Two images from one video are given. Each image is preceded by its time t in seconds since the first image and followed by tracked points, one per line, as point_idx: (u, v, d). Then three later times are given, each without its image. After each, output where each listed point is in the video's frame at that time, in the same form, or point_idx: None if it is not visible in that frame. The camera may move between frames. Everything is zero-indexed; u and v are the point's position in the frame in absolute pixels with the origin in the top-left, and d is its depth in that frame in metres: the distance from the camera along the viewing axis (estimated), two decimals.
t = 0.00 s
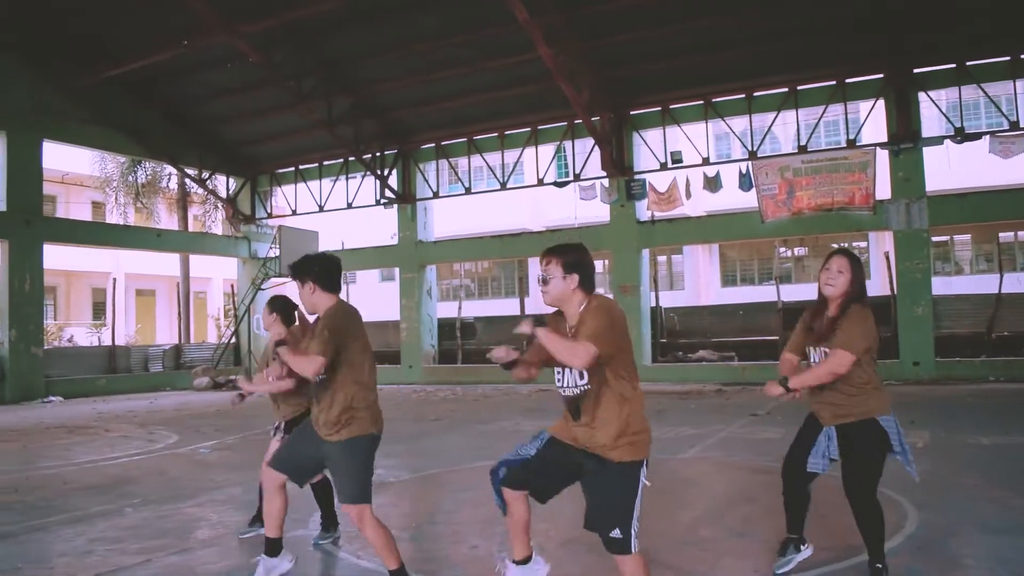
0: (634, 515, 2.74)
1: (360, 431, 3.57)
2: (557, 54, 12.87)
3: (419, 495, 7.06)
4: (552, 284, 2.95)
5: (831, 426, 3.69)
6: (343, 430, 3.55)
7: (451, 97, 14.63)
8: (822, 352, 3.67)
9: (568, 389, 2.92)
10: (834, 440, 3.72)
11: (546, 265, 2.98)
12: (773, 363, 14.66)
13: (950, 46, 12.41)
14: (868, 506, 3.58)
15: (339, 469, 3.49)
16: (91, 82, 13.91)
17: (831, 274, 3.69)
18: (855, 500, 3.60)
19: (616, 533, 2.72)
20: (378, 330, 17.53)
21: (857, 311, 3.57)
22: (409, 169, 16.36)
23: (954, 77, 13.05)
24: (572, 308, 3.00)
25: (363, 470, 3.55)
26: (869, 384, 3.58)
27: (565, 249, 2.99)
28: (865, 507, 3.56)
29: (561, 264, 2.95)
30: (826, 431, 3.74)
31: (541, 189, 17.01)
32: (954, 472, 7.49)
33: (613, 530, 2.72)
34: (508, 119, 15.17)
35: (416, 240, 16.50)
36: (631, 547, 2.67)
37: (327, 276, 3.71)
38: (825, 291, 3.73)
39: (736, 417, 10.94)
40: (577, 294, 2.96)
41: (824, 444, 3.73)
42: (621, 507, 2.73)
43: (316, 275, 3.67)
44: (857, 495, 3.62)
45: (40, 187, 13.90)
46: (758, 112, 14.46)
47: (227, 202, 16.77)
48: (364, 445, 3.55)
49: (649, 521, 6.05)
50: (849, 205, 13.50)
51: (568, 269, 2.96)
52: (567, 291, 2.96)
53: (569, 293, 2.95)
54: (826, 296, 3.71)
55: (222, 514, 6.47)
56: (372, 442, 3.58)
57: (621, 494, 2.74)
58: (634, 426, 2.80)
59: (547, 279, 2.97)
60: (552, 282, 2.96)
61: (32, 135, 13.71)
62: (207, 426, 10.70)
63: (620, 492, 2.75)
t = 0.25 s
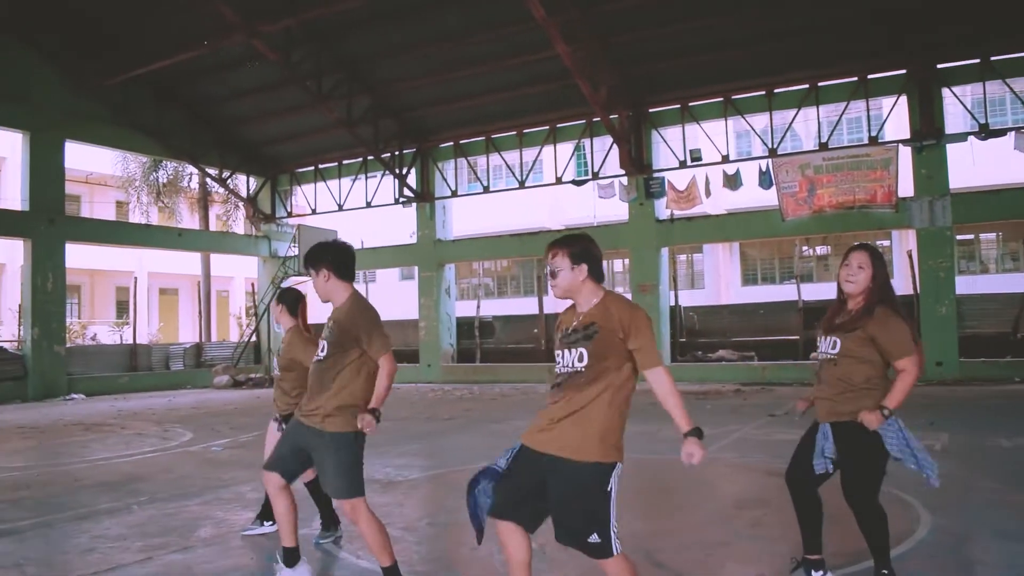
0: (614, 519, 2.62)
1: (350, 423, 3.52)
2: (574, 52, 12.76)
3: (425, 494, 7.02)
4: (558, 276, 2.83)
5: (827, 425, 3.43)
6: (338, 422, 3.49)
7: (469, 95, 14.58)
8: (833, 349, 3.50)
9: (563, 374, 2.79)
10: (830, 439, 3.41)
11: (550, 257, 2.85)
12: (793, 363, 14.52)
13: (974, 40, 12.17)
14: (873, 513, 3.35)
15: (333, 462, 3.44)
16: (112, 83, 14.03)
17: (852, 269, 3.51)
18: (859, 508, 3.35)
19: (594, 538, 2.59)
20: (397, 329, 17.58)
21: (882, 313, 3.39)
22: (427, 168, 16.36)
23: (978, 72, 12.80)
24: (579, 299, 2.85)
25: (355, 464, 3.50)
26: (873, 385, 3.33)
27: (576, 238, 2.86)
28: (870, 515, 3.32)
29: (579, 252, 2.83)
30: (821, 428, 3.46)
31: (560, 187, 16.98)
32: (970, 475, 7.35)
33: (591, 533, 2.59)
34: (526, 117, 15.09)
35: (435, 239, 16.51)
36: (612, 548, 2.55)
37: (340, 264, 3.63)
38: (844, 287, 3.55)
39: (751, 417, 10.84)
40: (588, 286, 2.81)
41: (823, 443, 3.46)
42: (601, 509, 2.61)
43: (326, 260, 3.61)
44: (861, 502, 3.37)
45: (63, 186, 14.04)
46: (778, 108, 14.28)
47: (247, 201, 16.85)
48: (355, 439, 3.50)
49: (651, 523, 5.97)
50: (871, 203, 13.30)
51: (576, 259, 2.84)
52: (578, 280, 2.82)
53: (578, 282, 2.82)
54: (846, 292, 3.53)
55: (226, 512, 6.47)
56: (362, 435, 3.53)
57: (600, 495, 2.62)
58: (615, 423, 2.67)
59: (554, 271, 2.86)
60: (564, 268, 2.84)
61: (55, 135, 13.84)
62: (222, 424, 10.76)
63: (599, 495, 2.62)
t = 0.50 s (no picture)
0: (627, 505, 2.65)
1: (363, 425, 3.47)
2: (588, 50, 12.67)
3: (430, 495, 6.98)
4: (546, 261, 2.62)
5: (839, 425, 3.35)
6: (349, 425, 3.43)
7: (485, 95, 14.53)
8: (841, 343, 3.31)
9: (552, 373, 2.76)
10: (842, 440, 3.33)
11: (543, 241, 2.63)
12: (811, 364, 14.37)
13: (997, 36, 11.95)
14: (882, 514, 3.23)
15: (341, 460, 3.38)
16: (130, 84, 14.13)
17: (849, 261, 3.32)
18: (869, 507, 3.25)
19: (608, 522, 2.61)
20: (414, 328, 17.60)
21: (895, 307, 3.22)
22: (444, 167, 16.35)
23: (1002, 68, 12.57)
24: (556, 287, 2.70)
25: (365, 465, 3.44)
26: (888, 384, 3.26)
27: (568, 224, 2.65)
28: (878, 512, 3.21)
29: (558, 240, 2.62)
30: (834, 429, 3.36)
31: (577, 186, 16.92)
32: (985, 479, 7.21)
33: (607, 518, 2.60)
34: (542, 116, 15.02)
35: (451, 238, 16.50)
36: (626, 533, 2.56)
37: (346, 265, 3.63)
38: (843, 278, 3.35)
39: (764, 419, 10.72)
40: (569, 275, 2.66)
41: (830, 444, 3.40)
42: (615, 497, 2.63)
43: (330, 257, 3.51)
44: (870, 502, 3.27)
45: (82, 186, 14.15)
46: (797, 106, 14.11)
47: (265, 201, 16.93)
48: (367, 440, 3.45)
49: (655, 527, 5.89)
50: (890, 202, 13.07)
51: (566, 247, 2.63)
52: (559, 271, 2.65)
53: (557, 271, 2.64)
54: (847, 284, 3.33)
55: (230, 513, 6.47)
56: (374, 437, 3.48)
57: (615, 483, 2.64)
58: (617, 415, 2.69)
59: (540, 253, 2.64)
60: (545, 260, 2.63)
61: (74, 135, 13.95)
62: (235, 423, 10.80)
63: (613, 483, 2.64)
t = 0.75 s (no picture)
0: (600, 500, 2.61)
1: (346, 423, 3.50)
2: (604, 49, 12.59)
3: (436, 497, 6.95)
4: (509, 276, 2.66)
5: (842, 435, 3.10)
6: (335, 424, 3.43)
7: (501, 94, 14.49)
8: (845, 348, 3.08)
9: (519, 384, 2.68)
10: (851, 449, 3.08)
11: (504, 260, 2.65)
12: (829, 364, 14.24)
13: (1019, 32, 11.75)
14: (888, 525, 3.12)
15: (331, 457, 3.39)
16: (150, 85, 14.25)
17: (831, 266, 3.19)
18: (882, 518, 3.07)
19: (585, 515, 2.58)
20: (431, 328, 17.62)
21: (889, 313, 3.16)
22: (460, 167, 16.33)
23: None
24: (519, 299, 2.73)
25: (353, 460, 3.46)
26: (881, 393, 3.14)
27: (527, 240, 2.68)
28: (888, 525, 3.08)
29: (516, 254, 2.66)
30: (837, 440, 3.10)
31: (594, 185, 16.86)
32: (999, 483, 7.10)
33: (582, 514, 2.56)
34: (558, 115, 14.96)
35: (468, 238, 16.49)
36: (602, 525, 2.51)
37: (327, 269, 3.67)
38: (826, 285, 3.22)
39: (778, 421, 10.64)
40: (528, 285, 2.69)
41: (842, 457, 3.08)
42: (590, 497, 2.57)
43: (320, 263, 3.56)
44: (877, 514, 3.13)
45: (102, 186, 14.29)
46: (815, 104, 13.95)
47: (283, 201, 17.00)
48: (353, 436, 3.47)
49: (660, 531, 5.84)
50: (911, 200, 12.90)
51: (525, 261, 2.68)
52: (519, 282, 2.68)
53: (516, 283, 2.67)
54: (832, 291, 3.19)
55: (235, 514, 6.49)
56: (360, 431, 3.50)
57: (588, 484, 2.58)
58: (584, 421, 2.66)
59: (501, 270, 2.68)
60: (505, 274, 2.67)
61: (94, 136, 14.08)
62: (248, 423, 10.86)
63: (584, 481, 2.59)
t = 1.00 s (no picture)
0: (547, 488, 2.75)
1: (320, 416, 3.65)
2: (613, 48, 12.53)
3: (437, 498, 6.93)
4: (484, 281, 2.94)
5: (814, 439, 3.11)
6: (307, 416, 3.59)
7: (510, 93, 14.46)
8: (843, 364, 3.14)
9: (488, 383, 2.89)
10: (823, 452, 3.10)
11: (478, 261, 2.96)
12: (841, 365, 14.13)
13: None
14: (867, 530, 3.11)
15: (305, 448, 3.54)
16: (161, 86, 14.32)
17: (805, 271, 3.26)
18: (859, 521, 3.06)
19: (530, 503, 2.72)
20: (442, 328, 17.63)
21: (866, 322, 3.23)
22: (471, 166, 16.32)
23: None
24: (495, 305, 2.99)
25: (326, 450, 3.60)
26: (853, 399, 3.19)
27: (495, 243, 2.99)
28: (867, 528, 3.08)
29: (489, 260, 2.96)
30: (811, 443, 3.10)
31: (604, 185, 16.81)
32: (1007, 486, 7.01)
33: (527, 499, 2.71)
34: (568, 114, 14.91)
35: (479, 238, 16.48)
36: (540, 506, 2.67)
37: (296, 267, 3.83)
38: (800, 291, 3.27)
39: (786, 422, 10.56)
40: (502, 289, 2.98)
41: (810, 458, 3.10)
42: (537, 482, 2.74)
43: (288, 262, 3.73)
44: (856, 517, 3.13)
45: (113, 187, 14.37)
46: (827, 103, 13.83)
47: (294, 201, 17.05)
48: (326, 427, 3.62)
49: (660, 534, 5.79)
50: (923, 199, 12.77)
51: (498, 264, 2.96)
52: (493, 286, 2.97)
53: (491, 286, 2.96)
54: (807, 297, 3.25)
55: (236, 514, 6.50)
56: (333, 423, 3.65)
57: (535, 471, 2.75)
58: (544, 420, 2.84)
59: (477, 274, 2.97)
60: (479, 278, 2.96)
61: (105, 137, 14.16)
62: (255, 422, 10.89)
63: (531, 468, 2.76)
